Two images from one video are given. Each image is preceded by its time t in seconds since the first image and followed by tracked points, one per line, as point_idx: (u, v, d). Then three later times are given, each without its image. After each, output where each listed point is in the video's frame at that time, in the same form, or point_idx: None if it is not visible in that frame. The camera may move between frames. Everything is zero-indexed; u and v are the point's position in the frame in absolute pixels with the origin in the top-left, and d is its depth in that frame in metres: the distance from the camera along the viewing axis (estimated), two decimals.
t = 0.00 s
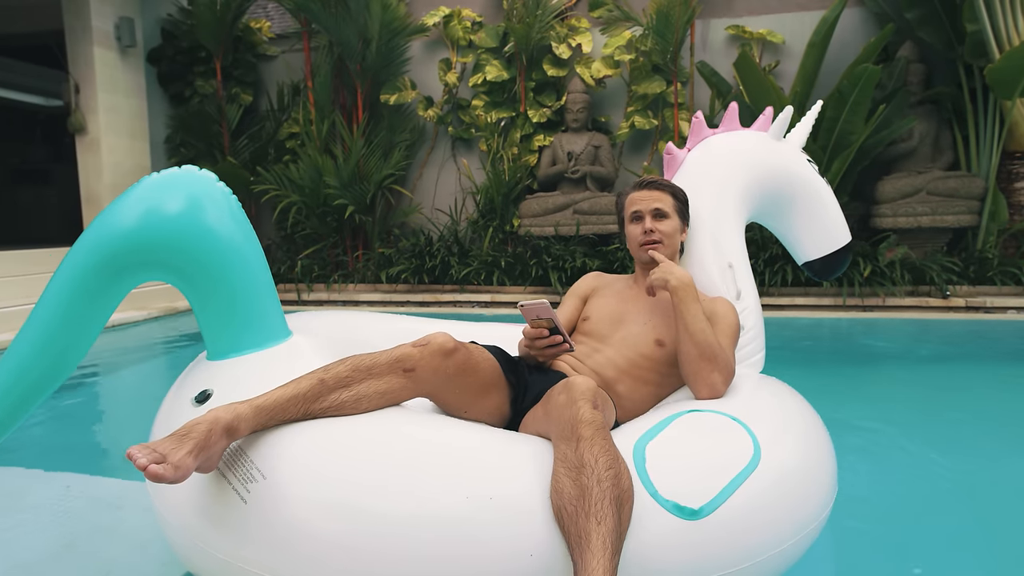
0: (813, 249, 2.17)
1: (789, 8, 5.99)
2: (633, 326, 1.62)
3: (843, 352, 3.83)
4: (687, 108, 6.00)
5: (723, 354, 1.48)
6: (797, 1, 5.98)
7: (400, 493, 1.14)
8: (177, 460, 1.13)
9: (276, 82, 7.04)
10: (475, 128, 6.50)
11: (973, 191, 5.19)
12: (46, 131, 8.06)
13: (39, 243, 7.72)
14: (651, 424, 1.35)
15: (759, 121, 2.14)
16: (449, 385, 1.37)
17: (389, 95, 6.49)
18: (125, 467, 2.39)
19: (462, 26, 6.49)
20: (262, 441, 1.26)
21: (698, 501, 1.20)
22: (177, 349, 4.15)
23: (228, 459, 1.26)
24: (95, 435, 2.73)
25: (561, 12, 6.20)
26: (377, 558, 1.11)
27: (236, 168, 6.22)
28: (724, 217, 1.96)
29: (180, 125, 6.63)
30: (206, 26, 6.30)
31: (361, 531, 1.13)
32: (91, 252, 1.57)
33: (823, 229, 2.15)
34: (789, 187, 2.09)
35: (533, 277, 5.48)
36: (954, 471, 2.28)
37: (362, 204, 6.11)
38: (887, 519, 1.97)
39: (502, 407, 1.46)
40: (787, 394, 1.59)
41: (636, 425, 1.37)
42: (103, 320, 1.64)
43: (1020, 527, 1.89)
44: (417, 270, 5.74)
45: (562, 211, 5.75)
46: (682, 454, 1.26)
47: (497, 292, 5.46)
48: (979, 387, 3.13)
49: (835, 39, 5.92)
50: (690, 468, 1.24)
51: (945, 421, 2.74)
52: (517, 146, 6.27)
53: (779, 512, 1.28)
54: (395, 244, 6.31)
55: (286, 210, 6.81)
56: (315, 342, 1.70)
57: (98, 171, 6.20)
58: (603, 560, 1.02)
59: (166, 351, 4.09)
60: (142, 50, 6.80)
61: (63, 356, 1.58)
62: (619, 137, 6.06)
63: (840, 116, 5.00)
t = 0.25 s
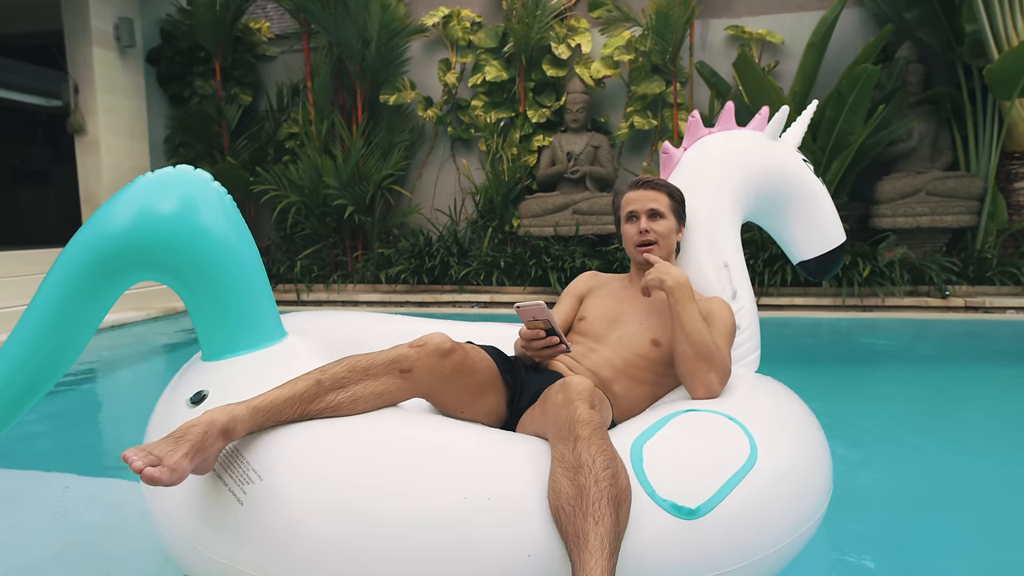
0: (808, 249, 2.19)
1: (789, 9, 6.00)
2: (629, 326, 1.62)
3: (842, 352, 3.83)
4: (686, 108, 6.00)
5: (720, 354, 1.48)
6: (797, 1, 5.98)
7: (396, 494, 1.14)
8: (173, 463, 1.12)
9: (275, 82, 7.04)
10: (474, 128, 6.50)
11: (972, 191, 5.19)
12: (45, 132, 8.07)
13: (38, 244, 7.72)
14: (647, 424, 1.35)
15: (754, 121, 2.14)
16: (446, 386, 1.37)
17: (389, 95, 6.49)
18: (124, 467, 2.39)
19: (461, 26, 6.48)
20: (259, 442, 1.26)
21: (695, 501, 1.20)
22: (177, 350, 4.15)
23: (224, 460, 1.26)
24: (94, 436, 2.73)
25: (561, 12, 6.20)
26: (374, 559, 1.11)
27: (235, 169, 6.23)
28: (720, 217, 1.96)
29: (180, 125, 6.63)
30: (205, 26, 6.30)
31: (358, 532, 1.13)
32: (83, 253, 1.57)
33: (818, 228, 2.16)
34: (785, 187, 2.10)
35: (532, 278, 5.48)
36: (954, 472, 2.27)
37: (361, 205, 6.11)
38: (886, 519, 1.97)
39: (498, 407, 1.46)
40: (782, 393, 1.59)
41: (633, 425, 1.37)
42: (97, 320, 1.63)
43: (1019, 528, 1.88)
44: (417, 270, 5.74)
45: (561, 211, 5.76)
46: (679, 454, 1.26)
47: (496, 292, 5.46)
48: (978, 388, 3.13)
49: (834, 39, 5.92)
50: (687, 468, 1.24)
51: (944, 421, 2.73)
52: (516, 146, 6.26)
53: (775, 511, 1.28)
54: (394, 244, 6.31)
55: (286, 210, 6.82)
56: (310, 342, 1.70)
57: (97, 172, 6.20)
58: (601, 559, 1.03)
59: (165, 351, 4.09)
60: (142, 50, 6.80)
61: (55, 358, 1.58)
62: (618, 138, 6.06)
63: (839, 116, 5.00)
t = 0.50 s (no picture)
0: (804, 249, 2.19)
1: (788, 9, 5.99)
2: (625, 325, 1.62)
3: (841, 352, 3.83)
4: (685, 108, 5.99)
5: (717, 356, 1.48)
6: (797, 1, 5.97)
7: (394, 499, 1.14)
8: (172, 469, 1.11)
9: (275, 83, 7.03)
10: (474, 128, 6.49)
11: (971, 191, 5.19)
12: (45, 132, 8.07)
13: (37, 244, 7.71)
14: (645, 429, 1.35)
15: (752, 121, 2.13)
16: (444, 387, 1.36)
17: (388, 95, 6.49)
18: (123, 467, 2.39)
19: (461, 26, 6.47)
20: (257, 446, 1.25)
21: (694, 505, 1.20)
22: (176, 350, 4.15)
23: (221, 464, 1.25)
24: (94, 437, 2.73)
25: (560, 12, 6.20)
26: (372, 563, 1.11)
27: (235, 169, 6.22)
28: (717, 217, 1.95)
29: (179, 125, 6.63)
30: (205, 27, 6.29)
31: (357, 536, 1.12)
32: (77, 252, 1.56)
33: (815, 228, 2.16)
34: (782, 187, 2.09)
35: (532, 278, 5.47)
36: (953, 472, 2.27)
37: (360, 205, 6.10)
38: (887, 520, 1.97)
39: (496, 407, 1.45)
40: (777, 394, 1.59)
41: (631, 430, 1.37)
42: (92, 321, 1.63)
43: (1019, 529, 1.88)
44: (416, 271, 5.73)
45: (560, 211, 5.75)
46: (677, 458, 1.26)
47: (496, 293, 5.45)
48: (977, 388, 3.13)
49: (834, 39, 5.91)
50: (687, 472, 1.23)
51: (943, 421, 2.73)
52: (515, 146, 6.25)
53: (773, 513, 1.28)
54: (394, 245, 6.30)
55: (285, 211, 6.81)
56: (307, 343, 1.70)
57: (97, 172, 6.19)
58: (597, 549, 1.02)
59: (165, 352, 4.09)
60: (141, 51, 6.79)
61: (49, 358, 1.57)
62: (617, 138, 6.05)
63: (839, 117, 5.00)
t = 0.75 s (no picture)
0: (799, 248, 2.18)
1: (788, 10, 5.99)
2: (622, 327, 1.61)
3: (841, 353, 3.82)
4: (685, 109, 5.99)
5: (715, 358, 1.48)
6: (796, 3, 5.97)
7: (393, 500, 1.13)
8: (167, 470, 1.10)
9: (275, 84, 7.03)
10: (474, 129, 6.49)
11: (971, 192, 5.19)
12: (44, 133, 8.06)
13: (36, 244, 7.70)
14: (643, 429, 1.34)
15: (746, 120, 2.13)
16: (440, 389, 1.36)
17: (388, 96, 6.49)
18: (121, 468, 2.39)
19: (461, 27, 6.47)
20: (252, 448, 1.24)
21: (693, 505, 1.19)
22: (175, 351, 4.14)
23: (216, 467, 1.24)
24: (93, 437, 2.73)
25: (560, 13, 6.20)
26: (370, 565, 1.10)
27: (234, 170, 6.22)
28: (712, 217, 1.95)
29: (179, 126, 6.62)
30: (205, 27, 6.29)
31: (355, 537, 1.11)
32: (70, 254, 1.55)
33: (810, 227, 2.16)
34: (776, 186, 2.09)
35: (531, 278, 5.46)
36: (953, 473, 2.26)
37: (360, 206, 6.10)
38: (886, 521, 1.96)
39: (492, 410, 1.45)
40: (774, 395, 1.59)
41: (628, 430, 1.36)
42: (85, 323, 1.63)
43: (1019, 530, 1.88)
44: (416, 271, 5.73)
45: (560, 212, 5.75)
46: (675, 459, 1.25)
47: (495, 293, 5.44)
48: (976, 389, 3.13)
49: (833, 40, 5.91)
50: (685, 473, 1.23)
51: (943, 422, 2.73)
52: (515, 147, 6.25)
53: (770, 515, 1.27)
54: (393, 245, 6.30)
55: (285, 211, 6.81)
56: (302, 345, 1.69)
57: (96, 172, 6.19)
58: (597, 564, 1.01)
59: (164, 353, 4.08)
60: (141, 51, 6.79)
61: (42, 360, 1.57)
62: (617, 139, 6.05)
63: (838, 118, 4.99)
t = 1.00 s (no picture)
0: (795, 246, 2.17)
1: (788, 8, 5.98)
2: (619, 325, 1.61)
3: (841, 351, 3.82)
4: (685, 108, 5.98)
5: (713, 355, 1.48)
6: (797, 1, 5.96)
7: (396, 499, 1.13)
8: (164, 472, 1.10)
9: (275, 83, 7.02)
10: (474, 128, 6.48)
11: (971, 190, 5.19)
12: (45, 132, 8.10)
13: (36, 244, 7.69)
14: (642, 426, 1.34)
15: (741, 119, 2.13)
16: (438, 389, 1.36)
17: (388, 95, 6.48)
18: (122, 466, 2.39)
19: (461, 26, 6.46)
20: (250, 449, 1.24)
21: (693, 502, 1.19)
22: (176, 350, 4.13)
23: (214, 468, 1.24)
24: (94, 437, 2.73)
25: (560, 12, 6.20)
26: (372, 564, 1.10)
27: (235, 169, 6.22)
28: (708, 216, 1.95)
29: (179, 125, 6.61)
30: (205, 27, 6.28)
31: (357, 537, 1.11)
32: (65, 254, 1.55)
33: (806, 226, 2.15)
34: (771, 185, 2.09)
35: (532, 277, 5.46)
36: (954, 471, 2.26)
37: (360, 205, 6.10)
38: (887, 519, 1.96)
39: (490, 409, 1.45)
40: (773, 392, 1.58)
41: (628, 427, 1.36)
42: (80, 324, 1.62)
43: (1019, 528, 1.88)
44: (417, 270, 5.72)
45: (560, 211, 5.74)
46: (675, 455, 1.25)
47: (496, 292, 5.43)
48: (977, 387, 3.12)
49: (833, 38, 5.90)
50: (685, 469, 1.23)
51: (944, 421, 2.72)
52: (515, 146, 6.24)
53: (770, 511, 1.27)
54: (394, 244, 6.29)
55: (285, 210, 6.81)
56: (298, 344, 1.69)
57: (96, 172, 6.18)
58: (595, 562, 1.01)
59: (165, 352, 4.07)
60: (140, 51, 6.78)
61: (38, 361, 1.56)
62: (617, 137, 6.04)
63: (839, 116, 4.99)
